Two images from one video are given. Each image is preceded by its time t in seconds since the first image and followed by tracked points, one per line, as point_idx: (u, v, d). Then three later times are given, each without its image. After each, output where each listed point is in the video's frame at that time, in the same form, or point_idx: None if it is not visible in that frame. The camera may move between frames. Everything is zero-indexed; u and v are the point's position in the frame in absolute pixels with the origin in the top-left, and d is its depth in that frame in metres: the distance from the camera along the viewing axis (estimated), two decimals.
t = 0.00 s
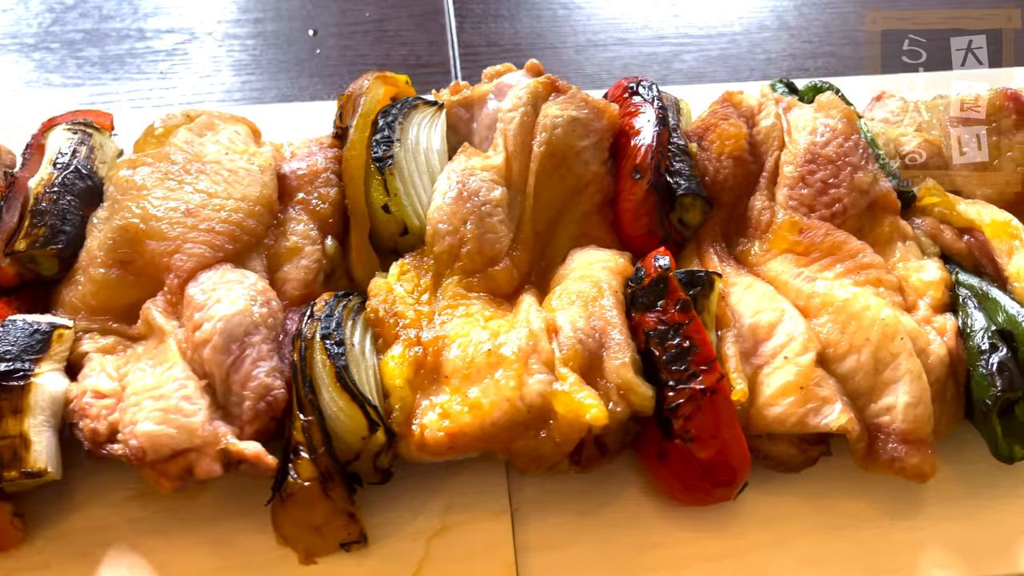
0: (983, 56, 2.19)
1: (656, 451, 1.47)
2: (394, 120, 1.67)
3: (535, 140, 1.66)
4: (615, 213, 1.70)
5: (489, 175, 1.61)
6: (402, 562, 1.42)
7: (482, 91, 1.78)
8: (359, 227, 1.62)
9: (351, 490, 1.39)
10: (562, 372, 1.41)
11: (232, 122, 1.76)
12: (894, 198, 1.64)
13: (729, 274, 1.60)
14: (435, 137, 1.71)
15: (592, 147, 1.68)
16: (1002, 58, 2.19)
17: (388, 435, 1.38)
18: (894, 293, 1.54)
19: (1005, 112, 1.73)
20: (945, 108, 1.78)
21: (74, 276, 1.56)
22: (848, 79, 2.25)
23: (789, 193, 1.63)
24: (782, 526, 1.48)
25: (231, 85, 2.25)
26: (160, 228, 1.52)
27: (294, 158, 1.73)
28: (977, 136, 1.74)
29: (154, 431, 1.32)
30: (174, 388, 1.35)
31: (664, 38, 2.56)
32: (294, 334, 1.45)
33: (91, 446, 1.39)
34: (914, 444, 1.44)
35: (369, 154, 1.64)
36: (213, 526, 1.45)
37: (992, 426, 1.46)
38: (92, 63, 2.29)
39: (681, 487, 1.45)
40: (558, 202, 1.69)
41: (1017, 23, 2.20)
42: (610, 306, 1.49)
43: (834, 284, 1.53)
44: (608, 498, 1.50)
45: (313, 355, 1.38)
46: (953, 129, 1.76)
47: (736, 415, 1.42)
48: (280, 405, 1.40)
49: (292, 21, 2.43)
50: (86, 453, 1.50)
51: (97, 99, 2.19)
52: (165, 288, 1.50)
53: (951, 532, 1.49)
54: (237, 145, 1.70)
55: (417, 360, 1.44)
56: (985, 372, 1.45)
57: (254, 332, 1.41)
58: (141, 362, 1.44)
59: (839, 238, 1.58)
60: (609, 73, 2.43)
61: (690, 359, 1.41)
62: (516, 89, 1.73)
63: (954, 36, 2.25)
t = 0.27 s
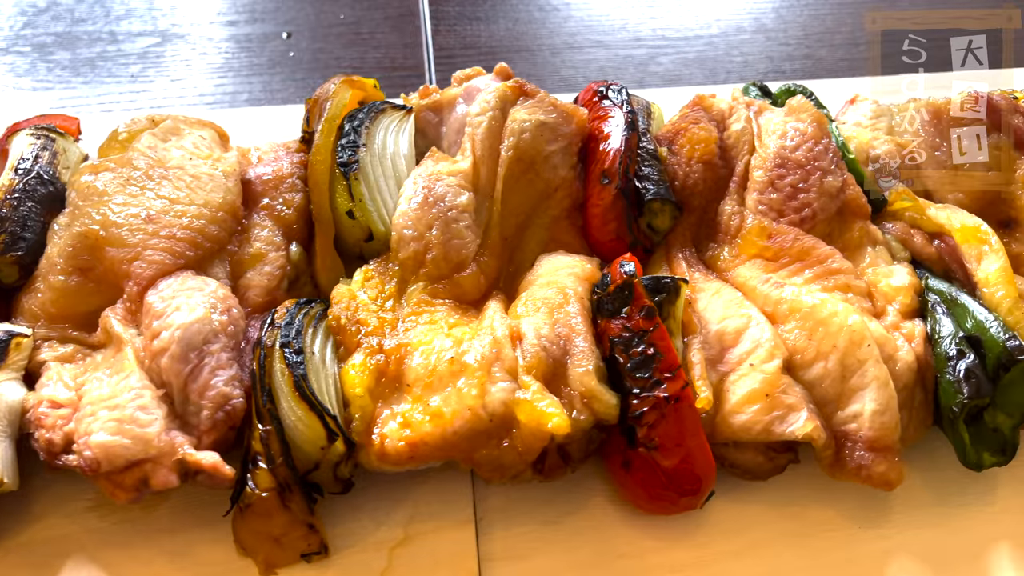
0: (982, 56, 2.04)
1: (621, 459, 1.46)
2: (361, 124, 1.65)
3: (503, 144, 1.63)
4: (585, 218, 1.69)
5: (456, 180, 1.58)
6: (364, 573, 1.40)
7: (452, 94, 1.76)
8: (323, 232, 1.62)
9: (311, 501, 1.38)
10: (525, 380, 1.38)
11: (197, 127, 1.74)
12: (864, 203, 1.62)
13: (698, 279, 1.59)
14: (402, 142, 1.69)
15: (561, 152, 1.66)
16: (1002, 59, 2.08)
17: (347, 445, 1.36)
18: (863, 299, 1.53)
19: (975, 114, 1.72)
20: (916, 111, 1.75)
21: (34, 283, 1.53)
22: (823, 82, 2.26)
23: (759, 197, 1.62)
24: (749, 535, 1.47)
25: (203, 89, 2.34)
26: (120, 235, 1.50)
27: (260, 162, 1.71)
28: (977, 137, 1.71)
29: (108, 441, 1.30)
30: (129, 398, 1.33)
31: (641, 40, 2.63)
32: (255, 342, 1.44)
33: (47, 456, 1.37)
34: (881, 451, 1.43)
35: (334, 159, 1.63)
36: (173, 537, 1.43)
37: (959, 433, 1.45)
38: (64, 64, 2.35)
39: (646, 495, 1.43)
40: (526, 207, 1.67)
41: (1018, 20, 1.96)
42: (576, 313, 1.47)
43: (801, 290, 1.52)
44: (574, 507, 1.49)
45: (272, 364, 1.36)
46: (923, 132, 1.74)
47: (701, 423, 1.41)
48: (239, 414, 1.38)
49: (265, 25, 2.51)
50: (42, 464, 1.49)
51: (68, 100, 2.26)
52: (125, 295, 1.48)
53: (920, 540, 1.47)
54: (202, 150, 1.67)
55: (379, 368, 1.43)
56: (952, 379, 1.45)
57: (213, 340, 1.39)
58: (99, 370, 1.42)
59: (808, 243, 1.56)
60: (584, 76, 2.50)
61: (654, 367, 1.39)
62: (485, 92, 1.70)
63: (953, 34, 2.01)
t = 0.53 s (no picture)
0: (982, 56, 2.03)
1: (588, 467, 1.44)
2: (329, 128, 1.63)
3: (473, 147, 1.60)
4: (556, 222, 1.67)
5: (425, 184, 1.55)
6: None
7: (423, 97, 1.74)
8: (290, 237, 1.59)
9: (272, 510, 1.35)
10: (490, 387, 1.36)
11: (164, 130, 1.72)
12: (838, 206, 1.61)
13: (669, 283, 1.57)
14: (372, 145, 1.67)
15: (532, 155, 1.65)
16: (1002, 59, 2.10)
17: (308, 453, 1.35)
18: (835, 303, 1.51)
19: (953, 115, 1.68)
20: (892, 114, 1.74)
21: None
22: (800, 84, 2.26)
23: (731, 200, 1.60)
24: (720, 543, 1.45)
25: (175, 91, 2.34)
26: (81, 240, 1.47)
27: (229, 165, 1.69)
28: (978, 136, 1.67)
29: (64, 451, 1.28)
30: (85, 407, 1.32)
31: (620, 41, 2.63)
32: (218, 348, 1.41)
33: (4, 466, 1.35)
34: (851, 458, 1.41)
35: (301, 162, 1.60)
36: (134, 547, 1.41)
37: (930, 439, 1.44)
38: (36, 66, 2.36)
39: (614, 503, 1.42)
40: (497, 210, 1.65)
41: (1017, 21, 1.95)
42: (543, 318, 1.45)
43: (772, 295, 1.50)
44: (543, 514, 1.47)
45: (233, 372, 1.35)
46: (898, 135, 1.72)
47: (669, 429, 1.39)
48: (199, 422, 1.36)
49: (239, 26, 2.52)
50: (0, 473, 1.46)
51: (39, 103, 2.27)
52: (85, 301, 1.46)
53: (892, 547, 1.46)
54: (167, 153, 1.65)
55: (343, 375, 1.41)
56: (923, 384, 1.43)
57: (174, 347, 1.37)
58: (57, 378, 1.40)
59: (779, 247, 1.55)
60: (561, 77, 2.51)
61: (621, 373, 1.37)
62: (455, 95, 1.68)
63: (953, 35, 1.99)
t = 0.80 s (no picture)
0: (983, 56, 2.05)
1: (555, 472, 1.43)
2: (297, 130, 1.62)
3: (443, 149, 1.58)
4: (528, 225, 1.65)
5: (394, 187, 1.54)
6: None
7: (394, 99, 1.72)
8: (257, 240, 1.58)
9: (234, 517, 1.34)
10: (456, 392, 1.35)
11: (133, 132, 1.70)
12: (810, 208, 1.60)
13: (639, 287, 1.56)
14: (342, 147, 1.65)
15: (504, 156, 1.62)
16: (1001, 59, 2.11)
17: (271, 459, 1.33)
18: (806, 306, 1.50)
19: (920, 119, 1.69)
20: (865, 115, 1.72)
21: None
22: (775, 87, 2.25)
23: (703, 203, 1.59)
24: (690, 548, 1.44)
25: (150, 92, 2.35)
26: (44, 244, 1.45)
27: (197, 168, 1.68)
28: (978, 136, 1.68)
29: (22, 457, 1.28)
30: (44, 412, 1.31)
31: (598, 43, 2.64)
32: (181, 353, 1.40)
33: None
34: (821, 462, 1.40)
35: (268, 165, 1.59)
36: (97, 554, 1.39)
37: (900, 443, 1.43)
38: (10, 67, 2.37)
39: (582, 508, 1.41)
40: (468, 212, 1.63)
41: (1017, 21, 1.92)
42: (511, 322, 1.44)
43: (742, 298, 1.49)
44: (511, 520, 1.45)
45: (196, 377, 1.33)
46: (872, 136, 1.70)
47: (637, 434, 1.39)
48: (161, 428, 1.34)
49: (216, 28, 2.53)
50: None
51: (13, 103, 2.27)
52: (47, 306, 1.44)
53: (864, 552, 1.45)
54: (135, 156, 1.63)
55: (307, 380, 1.40)
56: (892, 388, 1.42)
57: (137, 352, 1.35)
58: (18, 384, 1.38)
59: (750, 250, 1.54)
60: (539, 78, 2.52)
61: (588, 377, 1.36)
62: (426, 96, 1.66)
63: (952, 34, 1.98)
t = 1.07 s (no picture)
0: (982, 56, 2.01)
1: (526, 478, 1.43)
2: (270, 135, 1.61)
3: (416, 154, 1.58)
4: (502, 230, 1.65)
5: (366, 193, 1.53)
6: None
7: (369, 104, 1.72)
8: (229, 246, 1.57)
9: (201, 524, 1.33)
10: (426, 399, 1.35)
11: (106, 138, 1.70)
12: (783, 213, 1.60)
13: (612, 292, 1.56)
14: (316, 153, 1.65)
15: (478, 161, 1.61)
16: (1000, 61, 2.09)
17: (238, 467, 1.32)
18: (778, 311, 1.50)
19: (906, 122, 1.67)
20: (841, 120, 1.74)
21: None
22: (754, 91, 2.24)
23: (676, 208, 1.59)
24: (661, 554, 1.44)
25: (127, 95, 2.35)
26: (11, 250, 1.44)
27: (171, 173, 1.67)
28: (977, 136, 1.71)
29: None
30: (8, 420, 1.29)
31: (578, 46, 2.65)
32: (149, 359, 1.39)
33: None
34: (791, 468, 1.40)
35: (241, 171, 1.59)
36: (64, 562, 1.39)
37: (870, 449, 1.43)
38: None
39: (552, 514, 1.41)
40: (442, 218, 1.62)
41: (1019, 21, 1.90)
42: (482, 328, 1.43)
43: (714, 303, 1.48)
44: (483, 526, 1.45)
45: (163, 384, 1.32)
46: (847, 141, 1.70)
47: (605, 439, 1.37)
48: (128, 435, 1.34)
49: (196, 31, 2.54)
50: None
51: None
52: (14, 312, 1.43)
53: (835, 558, 1.45)
54: (107, 161, 1.63)
55: (277, 387, 1.39)
56: (863, 394, 1.43)
57: (104, 359, 1.35)
58: None
59: (723, 255, 1.54)
60: (518, 81, 2.53)
61: (558, 384, 1.36)
62: (401, 101, 1.65)
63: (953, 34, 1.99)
